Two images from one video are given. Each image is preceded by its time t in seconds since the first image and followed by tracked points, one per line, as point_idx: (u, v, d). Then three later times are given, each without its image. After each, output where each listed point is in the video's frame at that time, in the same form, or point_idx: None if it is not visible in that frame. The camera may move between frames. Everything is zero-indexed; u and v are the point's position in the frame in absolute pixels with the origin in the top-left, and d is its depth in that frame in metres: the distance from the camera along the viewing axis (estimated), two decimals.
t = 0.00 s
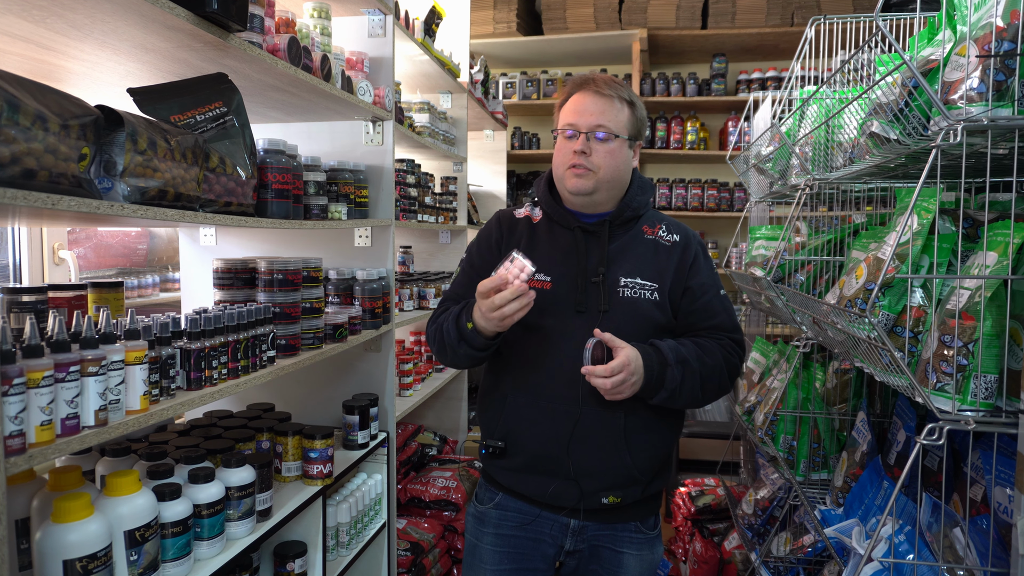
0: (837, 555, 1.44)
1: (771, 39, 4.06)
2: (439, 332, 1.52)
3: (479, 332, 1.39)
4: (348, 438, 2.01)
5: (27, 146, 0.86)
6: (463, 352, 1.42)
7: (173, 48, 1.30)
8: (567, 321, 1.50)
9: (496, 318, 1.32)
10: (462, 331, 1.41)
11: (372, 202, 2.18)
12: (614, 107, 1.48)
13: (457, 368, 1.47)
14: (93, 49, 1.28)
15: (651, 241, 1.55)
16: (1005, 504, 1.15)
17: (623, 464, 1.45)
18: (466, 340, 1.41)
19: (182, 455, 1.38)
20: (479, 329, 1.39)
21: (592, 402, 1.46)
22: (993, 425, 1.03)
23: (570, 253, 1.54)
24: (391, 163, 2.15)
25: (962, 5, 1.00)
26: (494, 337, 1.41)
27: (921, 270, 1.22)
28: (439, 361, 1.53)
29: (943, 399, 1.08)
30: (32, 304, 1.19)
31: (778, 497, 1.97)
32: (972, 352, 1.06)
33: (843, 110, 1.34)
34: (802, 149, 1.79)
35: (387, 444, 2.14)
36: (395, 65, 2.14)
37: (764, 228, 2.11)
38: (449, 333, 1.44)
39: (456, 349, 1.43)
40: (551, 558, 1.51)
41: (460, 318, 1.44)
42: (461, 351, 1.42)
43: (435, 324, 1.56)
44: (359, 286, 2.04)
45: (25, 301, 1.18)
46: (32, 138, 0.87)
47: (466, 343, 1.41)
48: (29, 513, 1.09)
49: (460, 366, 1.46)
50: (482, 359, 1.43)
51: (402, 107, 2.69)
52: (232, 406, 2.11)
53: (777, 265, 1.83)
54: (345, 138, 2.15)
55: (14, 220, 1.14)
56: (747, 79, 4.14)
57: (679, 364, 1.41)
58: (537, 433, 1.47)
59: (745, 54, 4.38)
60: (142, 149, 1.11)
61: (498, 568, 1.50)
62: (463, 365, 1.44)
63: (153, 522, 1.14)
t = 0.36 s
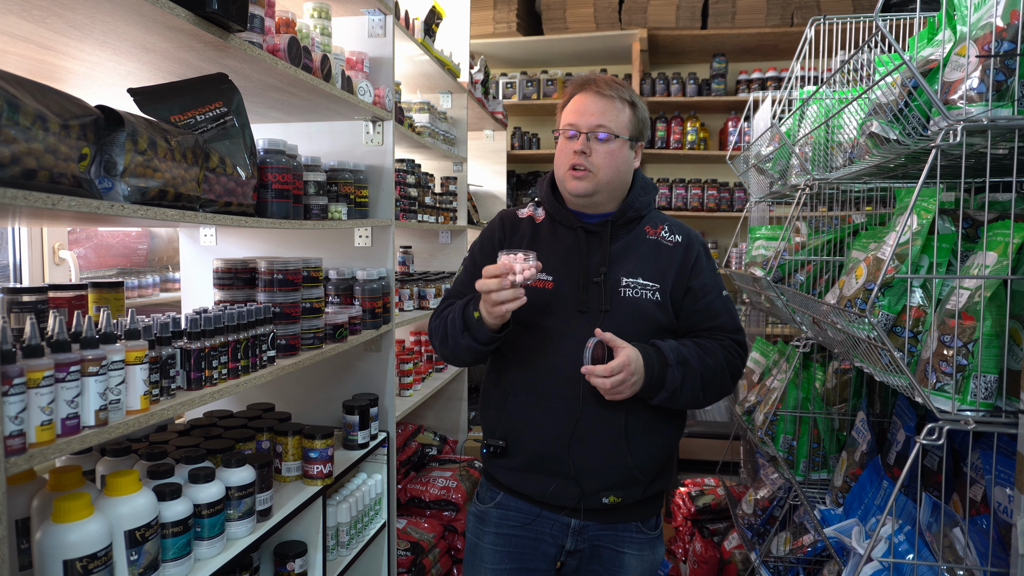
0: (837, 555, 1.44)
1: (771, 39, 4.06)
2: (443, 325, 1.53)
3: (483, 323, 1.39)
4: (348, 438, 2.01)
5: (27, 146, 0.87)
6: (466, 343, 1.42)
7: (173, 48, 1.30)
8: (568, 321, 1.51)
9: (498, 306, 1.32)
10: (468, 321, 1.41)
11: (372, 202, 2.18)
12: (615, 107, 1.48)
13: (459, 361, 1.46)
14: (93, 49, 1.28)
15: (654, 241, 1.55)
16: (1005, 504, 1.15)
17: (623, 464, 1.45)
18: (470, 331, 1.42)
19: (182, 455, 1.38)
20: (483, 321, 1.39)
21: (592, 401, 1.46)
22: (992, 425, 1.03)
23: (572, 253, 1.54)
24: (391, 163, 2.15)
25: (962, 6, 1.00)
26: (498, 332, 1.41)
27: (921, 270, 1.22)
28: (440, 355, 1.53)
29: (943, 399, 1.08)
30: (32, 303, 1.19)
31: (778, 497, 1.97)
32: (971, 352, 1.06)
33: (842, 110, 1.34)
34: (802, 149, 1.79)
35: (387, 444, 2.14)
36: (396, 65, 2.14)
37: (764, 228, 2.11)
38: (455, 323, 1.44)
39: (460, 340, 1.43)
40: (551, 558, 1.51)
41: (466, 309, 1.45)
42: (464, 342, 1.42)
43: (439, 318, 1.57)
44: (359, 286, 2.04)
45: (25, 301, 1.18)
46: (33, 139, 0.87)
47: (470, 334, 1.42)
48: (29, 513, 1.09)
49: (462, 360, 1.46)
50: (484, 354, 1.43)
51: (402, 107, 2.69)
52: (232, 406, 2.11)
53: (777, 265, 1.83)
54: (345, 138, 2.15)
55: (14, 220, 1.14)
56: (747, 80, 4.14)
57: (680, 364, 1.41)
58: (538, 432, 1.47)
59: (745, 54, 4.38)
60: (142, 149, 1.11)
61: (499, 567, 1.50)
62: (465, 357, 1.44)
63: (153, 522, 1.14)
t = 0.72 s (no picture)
0: (837, 555, 1.44)
1: (771, 39, 4.06)
2: (446, 317, 1.53)
3: (488, 314, 1.38)
4: (348, 438, 2.01)
5: (27, 146, 0.87)
6: (468, 335, 1.41)
7: (173, 48, 1.30)
8: (570, 321, 1.51)
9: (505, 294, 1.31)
10: (472, 312, 1.41)
11: (372, 202, 2.18)
12: (618, 107, 1.48)
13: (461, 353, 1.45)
14: (93, 49, 1.28)
15: (655, 241, 1.55)
16: (1005, 504, 1.15)
17: (625, 463, 1.45)
18: (473, 323, 1.41)
19: (182, 455, 1.38)
20: (488, 312, 1.38)
21: (593, 401, 1.46)
22: (992, 425, 1.04)
23: (573, 253, 1.54)
24: (391, 163, 2.15)
25: (961, 6, 1.00)
26: (502, 324, 1.40)
27: (921, 270, 1.22)
28: (442, 349, 1.52)
29: (943, 399, 1.08)
30: (32, 303, 1.19)
31: (778, 497, 1.97)
32: (971, 352, 1.06)
33: (842, 110, 1.34)
34: (802, 149, 1.79)
35: (387, 444, 2.14)
36: (396, 65, 2.14)
37: (764, 228, 2.11)
38: (458, 314, 1.44)
39: (462, 331, 1.43)
40: (553, 557, 1.51)
41: (471, 301, 1.45)
42: (466, 333, 1.42)
43: (442, 313, 1.57)
44: (359, 286, 2.04)
45: (25, 301, 1.18)
46: (33, 139, 0.87)
47: (473, 325, 1.41)
48: (29, 513, 1.09)
49: (464, 352, 1.45)
50: (486, 346, 1.42)
51: (402, 107, 2.69)
52: (232, 406, 2.11)
53: (777, 265, 1.83)
54: (345, 138, 2.16)
55: (14, 220, 1.14)
56: (747, 80, 4.14)
57: (682, 363, 1.41)
58: (540, 432, 1.47)
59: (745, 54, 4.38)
60: (142, 149, 1.11)
61: (500, 567, 1.50)
62: (467, 349, 1.43)
63: (153, 522, 1.14)
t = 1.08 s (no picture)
0: (837, 555, 1.44)
1: (771, 39, 4.06)
2: (457, 283, 1.51)
3: (516, 255, 1.39)
4: (348, 438, 2.01)
5: (27, 146, 0.86)
6: (492, 282, 1.40)
7: (173, 48, 1.30)
8: (570, 320, 1.50)
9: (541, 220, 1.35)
10: (496, 259, 1.40)
11: (372, 202, 2.18)
12: (603, 113, 1.47)
13: (471, 313, 1.44)
14: (93, 49, 1.28)
15: (655, 240, 1.55)
16: (1005, 504, 1.15)
17: (625, 462, 1.45)
18: (497, 270, 1.40)
19: (182, 455, 1.38)
20: (514, 255, 1.39)
21: (594, 400, 1.46)
22: (993, 425, 1.03)
23: (573, 253, 1.54)
24: (391, 163, 2.15)
25: (962, 6, 1.00)
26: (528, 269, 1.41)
27: (921, 270, 1.22)
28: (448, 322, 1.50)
29: (943, 399, 1.08)
30: (32, 303, 1.19)
31: (778, 497, 1.97)
32: (972, 352, 1.06)
33: (843, 110, 1.34)
34: (802, 149, 1.79)
35: (387, 444, 2.14)
36: (395, 65, 2.14)
37: (764, 228, 2.11)
38: (479, 265, 1.43)
39: (484, 280, 1.41)
40: (554, 556, 1.51)
41: (491, 253, 1.44)
42: (488, 282, 1.40)
43: (449, 287, 1.56)
44: (359, 286, 2.04)
45: (25, 301, 1.18)
46: (32, 139, 0.87)
47: (497, 273, 1.40)
48: (29, 513, 1.09)
49: (481, 308, 1.42)
50: (507, 298, 1.41)
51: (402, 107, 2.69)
52: (232, 406, 2.11)
53: (778, 265, 1.83)
54: (345, 138, 2.15)
55: (13, 219, 1.14)
56: (747, 80, 4.14)
57: (682, 362, 1.41)
58: (540, 431, 1.47)
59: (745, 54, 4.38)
60: (142, 149, 1.11)
61: (502, 566, 1.50)
62: (487, 301, 1.41)
63: (153, 522, 1.14)
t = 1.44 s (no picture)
0: (837, 555, 1.44)
1: (771, 39, 4.06)
2: (458, 279, 1.50)
3: (517, 250, 1.39)
4: (348, 438, 2.01)
5: (27, 146, 0.86)
6: (493, 277, 1.39)
7: (173, 48, 1.30)
8: (569, 320, 1.51)
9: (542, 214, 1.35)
10: (497, 254, 1.40)
11: (372, 202, 2.18)
12: (600, 115, 1.47)
13: (472, 308, 1.44)
14: (93, 49, 1.28)
15: (655, 240, 1.55)
16: (1005, 504, 1.15)
17: (625, 461, 1.45)
18: (499, 266, 1.40)
19: (182, 455, 1.38)
20: (516, 249, 1.39)
21: (593, 400, 1.46)
22: (992, 425, 1.03)
23: (573, 253, 1.54)
24: (391, 163, 2.15)
25: (962, 5, 1.00)
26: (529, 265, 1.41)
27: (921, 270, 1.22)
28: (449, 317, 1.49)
29: (943, 399, 1.08)
30: (32, 303, 1.19)
31: (778, 497, 1.97)
32: (972, 352, 1.06)
33: (843, 110, 1.34)
34: (802, 149, 1.79)
35: (387, 444, 2.14)
36: (395, 65, 2.14)
37: (764, 228, 2.11)
38: (480, 260, 1.43)
39: (485, 275, 1.41)
40: (554, 555, 1.51)
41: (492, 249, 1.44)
42: (490, 276, 1.40)
43: (450, 284, 1.56)
44: (359, 285, 2.04)
45: (25, 301, 1.18)
46: (32, 139, 0.87)
47: (498, 268, 1.40)
48: (29, 513, 1.09)
49: (481, 303, 1.42)
50: (509, 293, 1.41)
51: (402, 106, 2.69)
52: (232, 406, 2.11)
53: (778, 265, 1.83)
54: (345, 138, 2.15)
55: (13, 219, 1.14)
56: (747, 79, 4.14)
57: (682, 362, 1.41)
58: (540, 430, 1.47)
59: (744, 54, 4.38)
60: (142, 149, 1.11)
61: (501, 565, 1.50)
62: (488, 296, 1.41)
63: (153, 522, 1.14)
